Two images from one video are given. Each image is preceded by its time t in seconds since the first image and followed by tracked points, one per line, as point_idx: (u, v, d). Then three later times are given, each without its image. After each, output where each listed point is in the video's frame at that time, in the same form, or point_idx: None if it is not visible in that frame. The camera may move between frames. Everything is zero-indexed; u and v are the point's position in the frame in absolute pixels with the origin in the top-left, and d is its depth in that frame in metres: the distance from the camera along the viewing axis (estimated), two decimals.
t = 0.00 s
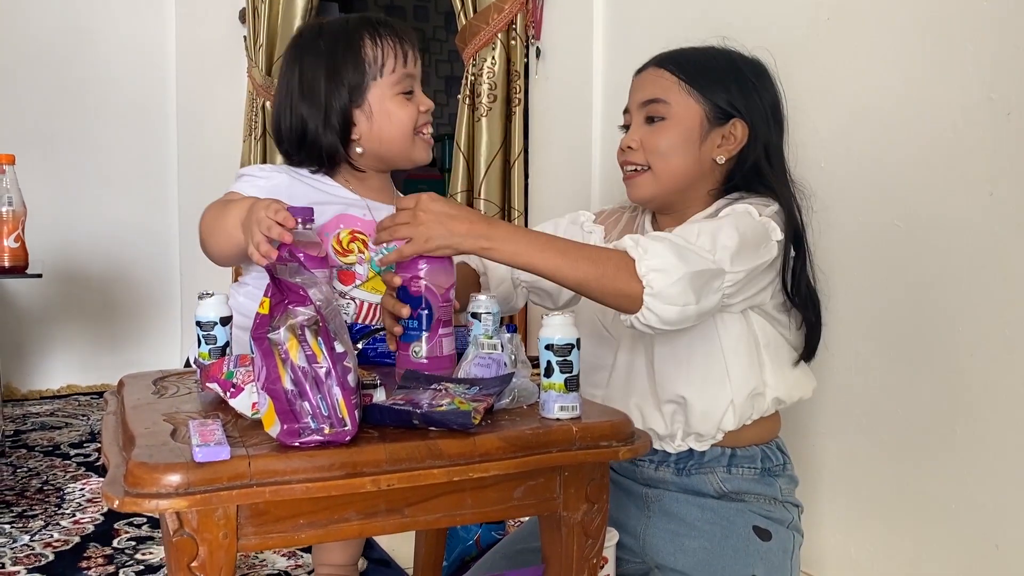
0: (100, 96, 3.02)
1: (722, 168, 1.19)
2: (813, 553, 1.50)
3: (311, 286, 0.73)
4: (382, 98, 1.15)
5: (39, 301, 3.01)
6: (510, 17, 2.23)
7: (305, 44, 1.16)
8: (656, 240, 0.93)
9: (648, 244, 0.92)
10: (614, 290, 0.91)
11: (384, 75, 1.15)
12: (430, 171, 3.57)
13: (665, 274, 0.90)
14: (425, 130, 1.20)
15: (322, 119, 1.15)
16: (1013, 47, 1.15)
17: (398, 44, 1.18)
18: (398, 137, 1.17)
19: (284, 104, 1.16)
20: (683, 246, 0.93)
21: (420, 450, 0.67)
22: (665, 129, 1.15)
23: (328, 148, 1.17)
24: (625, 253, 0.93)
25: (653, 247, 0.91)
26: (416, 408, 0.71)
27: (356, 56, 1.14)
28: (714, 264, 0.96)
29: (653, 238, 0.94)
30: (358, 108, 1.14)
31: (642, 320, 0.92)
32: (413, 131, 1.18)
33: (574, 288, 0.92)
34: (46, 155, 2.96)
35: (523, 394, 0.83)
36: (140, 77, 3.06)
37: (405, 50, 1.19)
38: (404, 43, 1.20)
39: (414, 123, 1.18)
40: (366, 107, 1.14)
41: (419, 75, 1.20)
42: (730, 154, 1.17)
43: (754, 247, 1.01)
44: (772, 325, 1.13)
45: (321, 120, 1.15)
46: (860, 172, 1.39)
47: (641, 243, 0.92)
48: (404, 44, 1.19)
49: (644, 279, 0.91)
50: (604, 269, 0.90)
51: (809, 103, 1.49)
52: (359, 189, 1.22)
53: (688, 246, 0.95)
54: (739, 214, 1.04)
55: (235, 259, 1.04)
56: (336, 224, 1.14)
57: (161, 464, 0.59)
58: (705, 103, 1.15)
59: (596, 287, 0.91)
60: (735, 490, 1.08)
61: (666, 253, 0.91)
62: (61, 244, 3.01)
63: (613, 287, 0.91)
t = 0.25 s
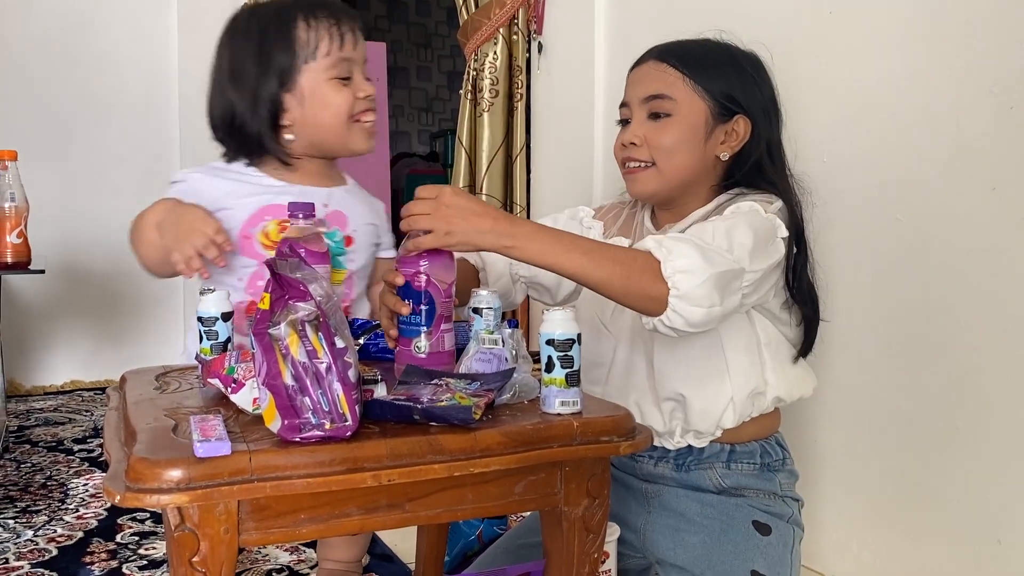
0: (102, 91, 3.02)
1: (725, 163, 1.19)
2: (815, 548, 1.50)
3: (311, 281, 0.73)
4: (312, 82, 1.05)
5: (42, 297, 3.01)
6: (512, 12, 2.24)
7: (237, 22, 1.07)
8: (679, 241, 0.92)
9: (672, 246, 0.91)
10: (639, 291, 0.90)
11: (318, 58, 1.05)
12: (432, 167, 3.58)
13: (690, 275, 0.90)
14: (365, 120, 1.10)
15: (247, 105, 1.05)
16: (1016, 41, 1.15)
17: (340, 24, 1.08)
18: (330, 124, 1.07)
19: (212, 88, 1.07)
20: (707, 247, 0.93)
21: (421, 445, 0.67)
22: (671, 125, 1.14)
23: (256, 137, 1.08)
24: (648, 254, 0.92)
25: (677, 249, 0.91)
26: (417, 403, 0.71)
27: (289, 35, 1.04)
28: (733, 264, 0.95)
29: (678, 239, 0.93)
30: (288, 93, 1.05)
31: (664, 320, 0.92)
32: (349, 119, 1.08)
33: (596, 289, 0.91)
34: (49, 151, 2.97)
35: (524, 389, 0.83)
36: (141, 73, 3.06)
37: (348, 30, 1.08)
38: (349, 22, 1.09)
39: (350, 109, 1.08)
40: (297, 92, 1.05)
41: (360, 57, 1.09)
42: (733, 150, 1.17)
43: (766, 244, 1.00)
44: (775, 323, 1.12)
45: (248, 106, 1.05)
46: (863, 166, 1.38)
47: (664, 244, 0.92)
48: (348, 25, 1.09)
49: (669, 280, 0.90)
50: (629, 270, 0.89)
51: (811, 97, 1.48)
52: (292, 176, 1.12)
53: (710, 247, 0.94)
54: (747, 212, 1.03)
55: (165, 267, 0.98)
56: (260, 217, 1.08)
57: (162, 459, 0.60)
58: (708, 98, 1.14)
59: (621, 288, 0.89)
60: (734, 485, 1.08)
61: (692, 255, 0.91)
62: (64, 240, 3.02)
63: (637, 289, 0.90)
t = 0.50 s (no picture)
0: (105, 87, 3.02)
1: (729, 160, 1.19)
2: (819, 543, 1.50)
3: (315, 278, 0.74)
4: (205, 92, 1.10)
5: (47, 294, 3.02)
6: (515, 8, 2.26)
7: (168, 13, 1.12)
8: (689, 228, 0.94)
9: (681, 232, 0.93)
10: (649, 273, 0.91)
11: (218, 62, 1.09)
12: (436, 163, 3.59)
13: (698, 257, 0.91)
14: (266, 131, 1.14)
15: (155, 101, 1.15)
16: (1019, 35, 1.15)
17: (253, 34, 1.08)
18: (222, 132, 1.13)
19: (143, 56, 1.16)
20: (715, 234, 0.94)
21: (426, 441, 0.67)
22: (676, 121, 1.14)
23: (158, 118, 1.17)
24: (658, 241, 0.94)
25: (687, 234, 0.93)
26: (421, 399, 0.71)
27: (195, 36, 1.09)
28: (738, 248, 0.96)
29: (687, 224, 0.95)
30: (182, 88, 1.12)
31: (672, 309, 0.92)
32: (240, 129, 1.13)
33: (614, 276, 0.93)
34: (53, 147, 2.97)
35: (527, 384, 0.83)
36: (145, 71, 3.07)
37: (263, 39, 1.09)
38: (267, 29, 1.09)
39: (244, 120, 1.12)
40: (191, 91, 1.12)
41: (270, 69, 1.10)
42: (738, 148, 1.17)
43: (773, 239, 1.00)
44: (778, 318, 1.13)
45: (156, 102, 1.15)
46: (866, 161, 1.38)
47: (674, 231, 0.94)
48: (265, 32, 1.09)
49: (675, 264, 0.91)
50: (640, 252, 0.92)
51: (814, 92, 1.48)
52: (199, 170, 1.22)
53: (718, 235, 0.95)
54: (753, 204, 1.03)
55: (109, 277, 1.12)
56: (174, 219, 1.18)
57: (168, 455, 0.60)
58: (714, 95, 1.14)
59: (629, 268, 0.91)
60: (738, 479, 1.08)
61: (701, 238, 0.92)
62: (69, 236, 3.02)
63: (644, 273, 0.91)
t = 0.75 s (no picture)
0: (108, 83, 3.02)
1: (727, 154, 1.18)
2: (823, 535, 1.51)
3: (319, 270, 0.74)
4: (183, 89, 1.16)
5: (53, 289, 3.03)
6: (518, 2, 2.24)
7: (147, 12, 1.17)
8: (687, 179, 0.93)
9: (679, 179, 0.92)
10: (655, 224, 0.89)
11: (191, 62, 1.14)
12: (440, 157, 3.59)
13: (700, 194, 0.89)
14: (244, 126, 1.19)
15: (139, 99, 1.21)
16: None
17: (227, 32, 1.13)
18: (202, 128, 1.18)
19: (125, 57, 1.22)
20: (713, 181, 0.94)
21: (430, 433, 0.67)
22: (670, 117, 1.14)
23: (142, 117, 1.24)
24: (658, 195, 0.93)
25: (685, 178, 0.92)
26: (425, 391, 0.71)
27: (170, 38, 1.14)
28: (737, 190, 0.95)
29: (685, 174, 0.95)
30: (159, 88, 1.19)
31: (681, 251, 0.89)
32: (219, 126, 1.18)
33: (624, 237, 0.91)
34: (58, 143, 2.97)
35: (531, 376, 0.84)
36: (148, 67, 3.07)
37: (237, 37, 1.13)
38: (239, 25, 1.13)
39: (222, 118, 1.17)
40: (168, 91, 1.18)
41: (244, 66, 1.14)
42: (735, 141, 1.16)
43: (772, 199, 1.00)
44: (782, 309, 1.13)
45: (139, 100, 1.21)
46: (870, 154, 1.38)
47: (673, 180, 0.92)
48: (238, 28, 1.13)
49: (675, 205, 0.90)
50: (654, 212, 0.90)
51: (818, 84, 1.47)
52: (190, 173, 1.29)
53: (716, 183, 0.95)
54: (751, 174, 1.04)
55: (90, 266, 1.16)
56: (170, 224, 1.25)
57: (173, 446, 0.60)
58: (709, 89, 1.14)
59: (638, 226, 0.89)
60: (741, 471, 1.08)
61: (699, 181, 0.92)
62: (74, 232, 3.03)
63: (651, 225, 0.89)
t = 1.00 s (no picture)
0: (113, 81, 3.03)
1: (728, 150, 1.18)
2: (827, 531, 1.51)
3: (323, 268, 0.74)
4: (210, 85, 1.10)
5: (59, 287, 3.04)
6: None
7: (175, 15, 1.14)
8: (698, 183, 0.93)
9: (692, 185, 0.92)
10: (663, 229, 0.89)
11: (217, 56, 1.09)
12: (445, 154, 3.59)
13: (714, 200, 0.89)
14: (274, 120, 1.12)
15: (174, 102, 1.17)
16: None
17: (246, 25, 1.07)
18: (230, 124, 1.12)
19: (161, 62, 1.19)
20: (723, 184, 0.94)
21: (432, 429, 0.68)
22: (671, 113, 1.14)
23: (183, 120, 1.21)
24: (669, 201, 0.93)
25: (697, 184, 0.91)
26: (428, 387, 0.72)
27: (195, 33, 1.10)
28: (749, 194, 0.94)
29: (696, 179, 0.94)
30: (192, 85, 1.14)
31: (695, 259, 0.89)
32: (248, 121, 1.11)
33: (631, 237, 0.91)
34: (64, 141, 2.99)
35: (533, 372, 0.84)
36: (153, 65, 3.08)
37: (256, 30, 1.08)
38: (259, 16, 1.08)
39: (250, 112, 1.10)
40: (200, 88, 1.13)
41: (267, 57, 1.09)
42: (737, 135, 1.16)
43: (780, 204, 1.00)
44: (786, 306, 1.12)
45: (173, 103, 1.17)
46: (872, 149, 1.37)
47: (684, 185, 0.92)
48: (259, 20, 1.08)
49: (690, 211, 0.90)
50: (665, 217, 0.89)
51: (820, 80, 1.47)
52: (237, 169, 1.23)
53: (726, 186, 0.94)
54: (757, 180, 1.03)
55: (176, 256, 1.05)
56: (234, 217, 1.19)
57: (178, 443, 0.61)
58: (710, 85, 1.14)
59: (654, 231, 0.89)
60: (743, 466, 1.09)
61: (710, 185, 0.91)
62: (80, 230, 3.05)
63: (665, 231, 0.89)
